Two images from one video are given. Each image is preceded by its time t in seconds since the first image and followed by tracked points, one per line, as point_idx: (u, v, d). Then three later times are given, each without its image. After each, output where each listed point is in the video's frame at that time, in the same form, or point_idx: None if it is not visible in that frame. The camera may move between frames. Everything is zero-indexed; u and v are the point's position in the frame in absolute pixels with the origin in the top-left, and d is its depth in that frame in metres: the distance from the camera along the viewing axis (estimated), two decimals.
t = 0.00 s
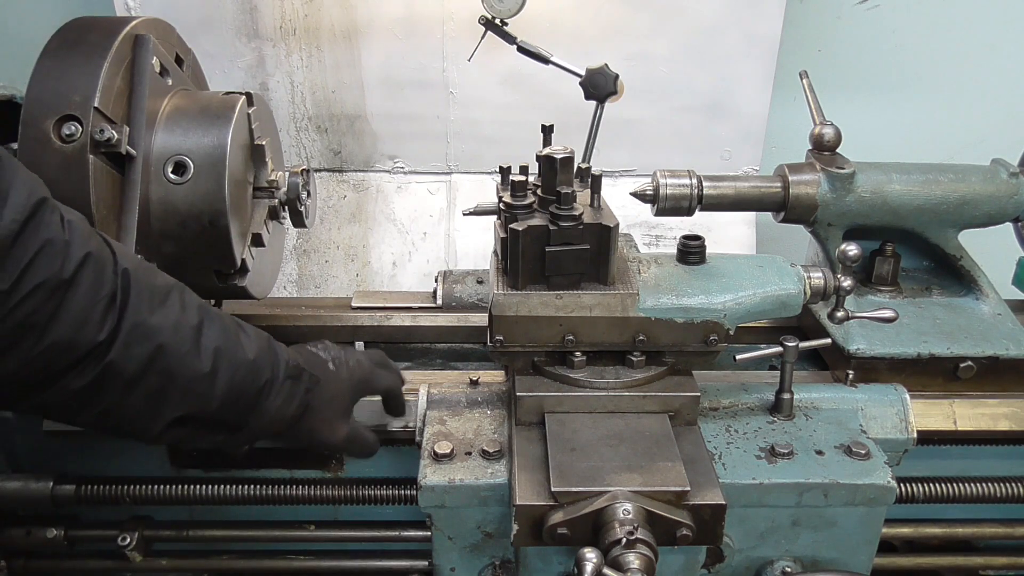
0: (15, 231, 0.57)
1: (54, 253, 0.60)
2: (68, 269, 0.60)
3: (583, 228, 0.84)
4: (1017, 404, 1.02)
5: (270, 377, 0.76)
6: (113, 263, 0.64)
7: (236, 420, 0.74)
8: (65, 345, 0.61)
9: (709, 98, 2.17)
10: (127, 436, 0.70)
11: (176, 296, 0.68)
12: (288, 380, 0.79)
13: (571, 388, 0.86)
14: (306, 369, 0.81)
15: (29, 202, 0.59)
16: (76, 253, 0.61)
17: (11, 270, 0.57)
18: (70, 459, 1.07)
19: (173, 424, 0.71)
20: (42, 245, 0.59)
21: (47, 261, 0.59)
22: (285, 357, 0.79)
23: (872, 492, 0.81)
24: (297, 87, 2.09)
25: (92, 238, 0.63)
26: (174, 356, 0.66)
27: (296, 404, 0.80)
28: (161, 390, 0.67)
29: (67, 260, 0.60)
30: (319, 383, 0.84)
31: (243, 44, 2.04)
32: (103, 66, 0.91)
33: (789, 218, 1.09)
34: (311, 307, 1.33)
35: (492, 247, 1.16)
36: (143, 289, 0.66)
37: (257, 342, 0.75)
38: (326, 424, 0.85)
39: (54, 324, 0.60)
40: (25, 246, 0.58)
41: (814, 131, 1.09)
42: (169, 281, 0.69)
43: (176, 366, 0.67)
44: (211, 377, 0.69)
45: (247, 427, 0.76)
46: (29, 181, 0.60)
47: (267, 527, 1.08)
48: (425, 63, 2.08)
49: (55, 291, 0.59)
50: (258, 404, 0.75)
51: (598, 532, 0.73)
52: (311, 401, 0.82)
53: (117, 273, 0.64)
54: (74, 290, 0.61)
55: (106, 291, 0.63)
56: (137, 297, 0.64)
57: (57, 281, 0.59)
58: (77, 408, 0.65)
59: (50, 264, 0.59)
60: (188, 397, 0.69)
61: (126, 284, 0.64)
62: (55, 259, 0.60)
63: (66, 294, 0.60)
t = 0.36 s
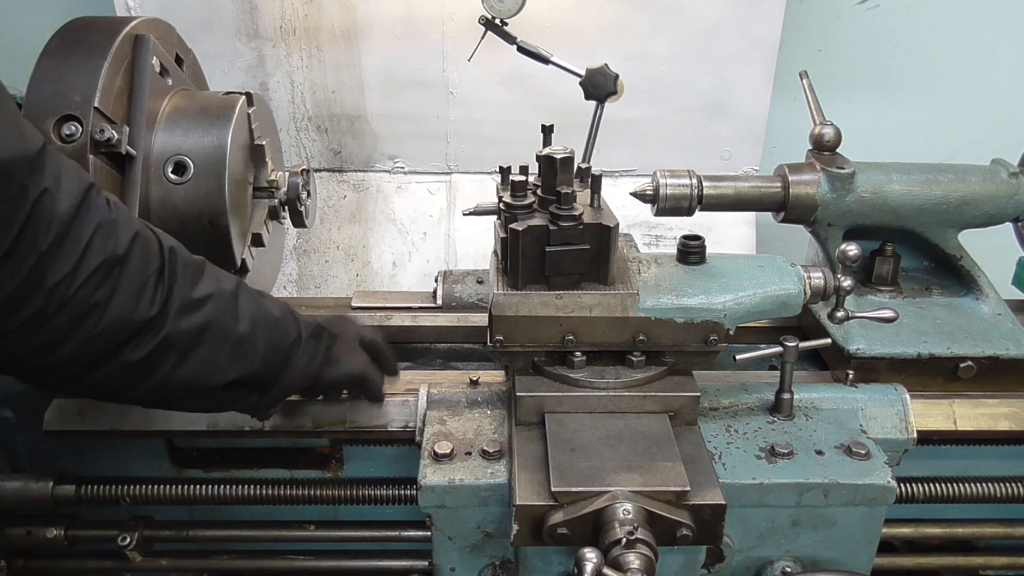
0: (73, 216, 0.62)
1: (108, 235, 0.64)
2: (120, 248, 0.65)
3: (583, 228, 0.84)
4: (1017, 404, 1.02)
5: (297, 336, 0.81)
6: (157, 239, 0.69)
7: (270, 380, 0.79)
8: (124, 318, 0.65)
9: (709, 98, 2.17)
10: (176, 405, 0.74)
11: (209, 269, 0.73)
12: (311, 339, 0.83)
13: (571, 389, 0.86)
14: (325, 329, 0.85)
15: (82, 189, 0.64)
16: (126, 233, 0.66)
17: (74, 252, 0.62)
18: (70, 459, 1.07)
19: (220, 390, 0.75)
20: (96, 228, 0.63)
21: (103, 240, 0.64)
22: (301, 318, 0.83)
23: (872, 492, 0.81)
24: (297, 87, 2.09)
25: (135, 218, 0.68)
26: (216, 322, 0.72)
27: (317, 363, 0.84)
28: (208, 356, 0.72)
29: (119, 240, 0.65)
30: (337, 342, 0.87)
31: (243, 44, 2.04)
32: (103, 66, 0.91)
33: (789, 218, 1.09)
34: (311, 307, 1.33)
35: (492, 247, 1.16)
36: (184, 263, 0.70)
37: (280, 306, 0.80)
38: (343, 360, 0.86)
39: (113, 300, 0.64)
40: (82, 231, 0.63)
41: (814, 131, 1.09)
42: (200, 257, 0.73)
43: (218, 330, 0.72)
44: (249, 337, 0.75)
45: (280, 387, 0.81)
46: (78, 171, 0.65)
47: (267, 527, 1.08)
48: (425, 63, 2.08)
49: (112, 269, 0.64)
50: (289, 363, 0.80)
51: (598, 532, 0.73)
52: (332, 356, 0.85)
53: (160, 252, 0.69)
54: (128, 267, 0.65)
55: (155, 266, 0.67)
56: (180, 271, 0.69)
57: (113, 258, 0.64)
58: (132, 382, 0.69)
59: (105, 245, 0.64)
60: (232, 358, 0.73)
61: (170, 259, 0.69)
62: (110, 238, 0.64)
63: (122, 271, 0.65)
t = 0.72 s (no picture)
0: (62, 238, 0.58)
1: (98, 257, 0.60)
2: (111, 272, 0.60)
3: (583, 228, 0.84)
4: (1017, 404, 1.02)
5: (286, 365, 0.76)
6: (149, 265, 0.64)
7: (259, 411, 0.74)
8: (109, 344, 0.60)
9: (709, 98, 2.17)
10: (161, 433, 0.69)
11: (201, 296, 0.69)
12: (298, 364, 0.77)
13: (571, 389, 0.86)
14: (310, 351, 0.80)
15: (76, 211, 0.59)
16: (118, 258, 0.61)
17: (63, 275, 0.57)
18: (70, 459, 1.07)
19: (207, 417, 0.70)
20: (85, 249, 0.59)
21: (92, 265, 0.59)
22: (291, 345, 0.78)
23: (872, 492, 0.81)
24: (297, 87, 2.09)
25: (128, 243, 0.63)
26: (205, 351, 0.67)
27: (302, 390, 0.78)
28: (196, 385, 0.67)
29: (109, 263, 0.60)
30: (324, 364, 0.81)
31: (243, 44, 2.04)
32: (103, 66, 0.91)
33: (789, 218, 1.09)
34: (311, 307, 1.33)
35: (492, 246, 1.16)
36: (174, 289, 0.66)
37: (271, 337, 0.75)
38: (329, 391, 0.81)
39: (99, 326, 0.60)
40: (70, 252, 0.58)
41: (814, 131, 1.09)
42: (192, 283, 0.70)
43: (208, 359, 0.67)
44: (239, 365, 0.70)
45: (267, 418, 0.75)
46: (73, 192, 0.61)
47: (267, 527, 1.08)
48: (425, 63, 2.08)
49: (99, 293, 0.59)
50: (277, 388, 0.74)
51: (598, 532, 0.73)
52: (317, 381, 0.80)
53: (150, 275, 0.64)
54: (116, 292, 0.61)
55: (144, 292, 0.63)
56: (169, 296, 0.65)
57: (101, 285, 0.59)
58: (116, 407, 0.64)
59: (96, 268, 0.59)
60: (219, 387, 0.68)
61: (161, 284, 0.65)
62: (100, 263, 0.60)
63: (109, 296, 0.60)
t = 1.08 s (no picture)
0: (81, 252, 0.59)
1: (119, 270, 0.61)
2: (130, 285, 0.62)
3: (583, 228, 0.84)
4: (1017, 404, 1.02)
5: (306, 377, 0.78)
6: (168, 273, 0.66)
7: (276, 421, 0.77)
8: (127, 356, 0.63)
9: (709, 98, 2.17)
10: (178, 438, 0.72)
11: (222, 306, 0.71)
12: (317, 379, 0.80)
13: (571, 389, 0.86)
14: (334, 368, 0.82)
15: (94, 220, 0.61)
16: (136, 269, 0.63)
17: (82, 288, 0.59)
18: (70, 459, 1.07)
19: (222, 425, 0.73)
20: (106, 263, 0.61)
21: (110, 276, 0.61)
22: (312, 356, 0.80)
23: (872, 492, 0.81)
24: (297, 87, 2.09)
25: (146, 250, 0.65)
26: (223, 362, 0.69)
27: (325, 403, 0.80)
28: (212, 397, 0.70)
29: (129, 276, 0.62)
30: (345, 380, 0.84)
31: (243, 44, 2.04)
32: (103, 66, 0.91)
33: (789, 218, 1.09)
34: (312, 307, 1.33)
35: (492, 246, 1.16)
36: (195, 301, 0.68)
37: (292, 347, 0.77)
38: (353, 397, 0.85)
39: (118, 337, 0.62)
40: (91, 266, 0.60)
41: (814, 131, 1.09)
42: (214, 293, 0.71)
43: (224, 374, 0.69)
44: (255, 379, 0.72)
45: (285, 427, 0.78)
46: (93, 200, 0.62)
47: (266, 527, 1.08)
48: (425, 63, 2.08)
49: (118, 306, 0.61)
50: (293, 403, 0.77)
51: (598, 532, 0.73)
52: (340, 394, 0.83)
53: (171, 286, 0.66)
54: (134, 306, 0.62)
55: (163, 305, 0.65)
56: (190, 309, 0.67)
57: (119, 298, 0.61)
58: (135, 414, 0.67)
59: (115, 281, 0.61)
60: (235, 400, 0.71)
61: (180, 294, 0.66)
62: (119, 274, 0.61)
63: (128, 308, 0.62)
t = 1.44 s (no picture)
0: (120, 249, 0.59)
1: (156, 266, 0.62)
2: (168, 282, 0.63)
3: (583, 228, 0.84)
4: (1017, 404, 1.02)
5: (330, 374, 0.81)
6: (204, 271, 0.67)
7: (299, 416, 0.80)
8: (161, 353, 0.64)
9: (709, 98, 2.17)
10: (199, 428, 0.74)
11: (254, 302, 0.73)
12: (342, 377, 0.83)
13: (571, 389, 0.86)
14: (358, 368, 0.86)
15: (134, 216, 0.61)
16: (174, 266, 0.64)
17: (119, 285, 0.60)
18: (71, 458, 1.07)
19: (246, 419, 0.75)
20: (145, 260, 0.61)
21: (147, 274, 0.61)
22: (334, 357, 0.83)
23: (872, 492, 0.81)
24: (297, 87, 2.09)
25: (183, 247, 0.65)
26: (255, 360, 0.71)
27: (343, 399, 0.84)
28: (242, 393, 0.72)
29: (168, 272, 0.63)
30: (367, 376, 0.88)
31: (243, 44, 2.04)
32: (103, 66, 0.91)
33: (789, 218, 1.09)
34: (312, 307, 1.33)
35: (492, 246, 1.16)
36: (229, 297, 0.69)
37: (317, 345, 0.80)
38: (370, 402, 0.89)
39: (154, 335, 0.63)
40: (130, 262, 0.60)
41: (814, 131, 1.09)
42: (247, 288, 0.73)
43: (255, 370, 0.72)
44: (284, 376, 0.75)
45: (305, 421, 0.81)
46: (127, 193, 0.61)
47: (266, 527, 1.08)
48: (425, 63, 2.08)
49: (155, 303, 0.62)
50: (316, 397, 0.80)
51: (598, 532, 0.73)
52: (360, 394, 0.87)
53: (207, 283, 0.67)
54: (171, 302, 0.63)
55: (199, 302, 0.66)
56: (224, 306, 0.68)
57: (157, 295, 0.62)
58: (162, 407, 0.69)
59: (153, 279, 0.62)
60: (262, 396, 0.74)
61: (217, 291, 0.68)
62: (156, 272, 0.62)
63: (165, 306, 0.63)
